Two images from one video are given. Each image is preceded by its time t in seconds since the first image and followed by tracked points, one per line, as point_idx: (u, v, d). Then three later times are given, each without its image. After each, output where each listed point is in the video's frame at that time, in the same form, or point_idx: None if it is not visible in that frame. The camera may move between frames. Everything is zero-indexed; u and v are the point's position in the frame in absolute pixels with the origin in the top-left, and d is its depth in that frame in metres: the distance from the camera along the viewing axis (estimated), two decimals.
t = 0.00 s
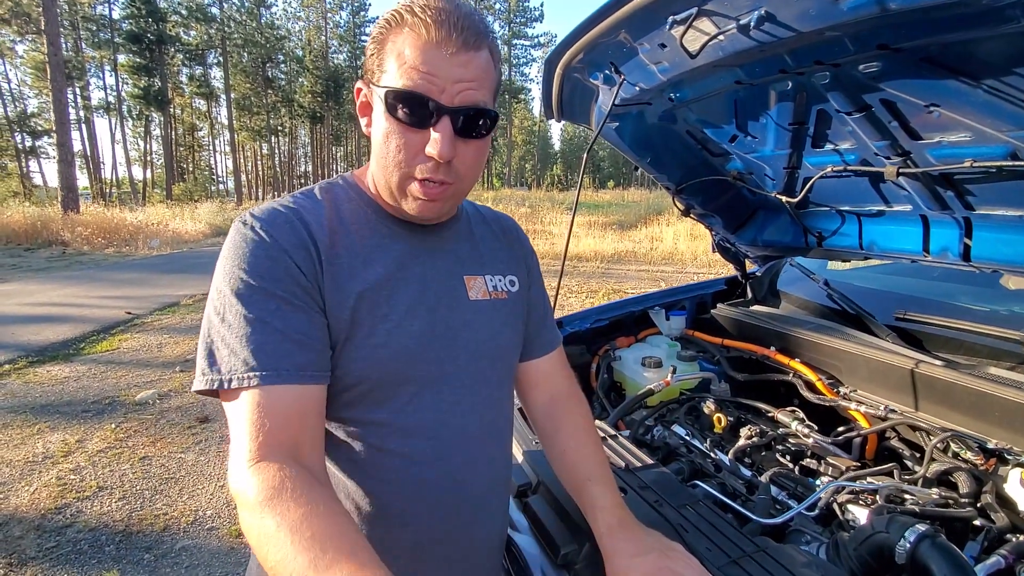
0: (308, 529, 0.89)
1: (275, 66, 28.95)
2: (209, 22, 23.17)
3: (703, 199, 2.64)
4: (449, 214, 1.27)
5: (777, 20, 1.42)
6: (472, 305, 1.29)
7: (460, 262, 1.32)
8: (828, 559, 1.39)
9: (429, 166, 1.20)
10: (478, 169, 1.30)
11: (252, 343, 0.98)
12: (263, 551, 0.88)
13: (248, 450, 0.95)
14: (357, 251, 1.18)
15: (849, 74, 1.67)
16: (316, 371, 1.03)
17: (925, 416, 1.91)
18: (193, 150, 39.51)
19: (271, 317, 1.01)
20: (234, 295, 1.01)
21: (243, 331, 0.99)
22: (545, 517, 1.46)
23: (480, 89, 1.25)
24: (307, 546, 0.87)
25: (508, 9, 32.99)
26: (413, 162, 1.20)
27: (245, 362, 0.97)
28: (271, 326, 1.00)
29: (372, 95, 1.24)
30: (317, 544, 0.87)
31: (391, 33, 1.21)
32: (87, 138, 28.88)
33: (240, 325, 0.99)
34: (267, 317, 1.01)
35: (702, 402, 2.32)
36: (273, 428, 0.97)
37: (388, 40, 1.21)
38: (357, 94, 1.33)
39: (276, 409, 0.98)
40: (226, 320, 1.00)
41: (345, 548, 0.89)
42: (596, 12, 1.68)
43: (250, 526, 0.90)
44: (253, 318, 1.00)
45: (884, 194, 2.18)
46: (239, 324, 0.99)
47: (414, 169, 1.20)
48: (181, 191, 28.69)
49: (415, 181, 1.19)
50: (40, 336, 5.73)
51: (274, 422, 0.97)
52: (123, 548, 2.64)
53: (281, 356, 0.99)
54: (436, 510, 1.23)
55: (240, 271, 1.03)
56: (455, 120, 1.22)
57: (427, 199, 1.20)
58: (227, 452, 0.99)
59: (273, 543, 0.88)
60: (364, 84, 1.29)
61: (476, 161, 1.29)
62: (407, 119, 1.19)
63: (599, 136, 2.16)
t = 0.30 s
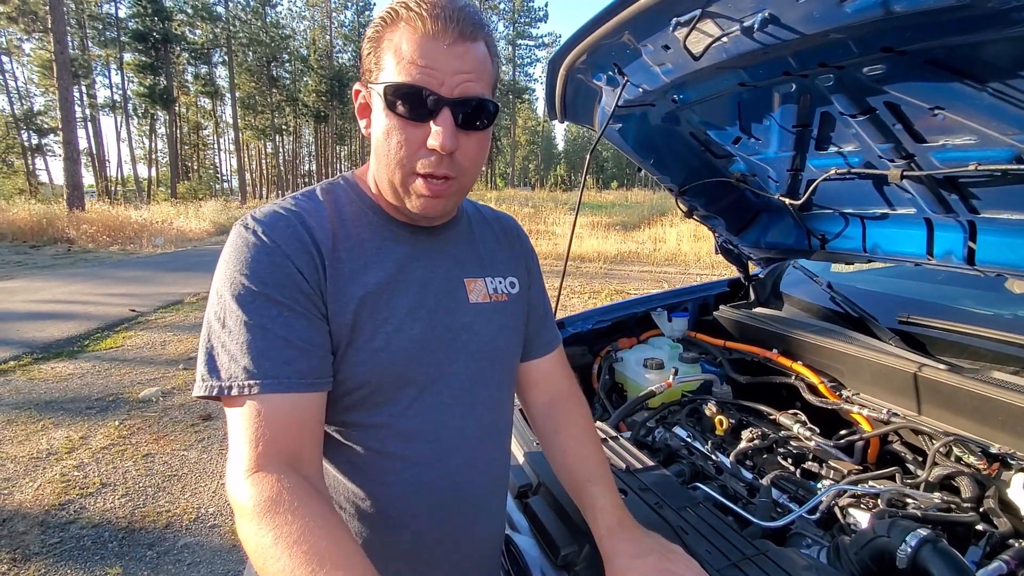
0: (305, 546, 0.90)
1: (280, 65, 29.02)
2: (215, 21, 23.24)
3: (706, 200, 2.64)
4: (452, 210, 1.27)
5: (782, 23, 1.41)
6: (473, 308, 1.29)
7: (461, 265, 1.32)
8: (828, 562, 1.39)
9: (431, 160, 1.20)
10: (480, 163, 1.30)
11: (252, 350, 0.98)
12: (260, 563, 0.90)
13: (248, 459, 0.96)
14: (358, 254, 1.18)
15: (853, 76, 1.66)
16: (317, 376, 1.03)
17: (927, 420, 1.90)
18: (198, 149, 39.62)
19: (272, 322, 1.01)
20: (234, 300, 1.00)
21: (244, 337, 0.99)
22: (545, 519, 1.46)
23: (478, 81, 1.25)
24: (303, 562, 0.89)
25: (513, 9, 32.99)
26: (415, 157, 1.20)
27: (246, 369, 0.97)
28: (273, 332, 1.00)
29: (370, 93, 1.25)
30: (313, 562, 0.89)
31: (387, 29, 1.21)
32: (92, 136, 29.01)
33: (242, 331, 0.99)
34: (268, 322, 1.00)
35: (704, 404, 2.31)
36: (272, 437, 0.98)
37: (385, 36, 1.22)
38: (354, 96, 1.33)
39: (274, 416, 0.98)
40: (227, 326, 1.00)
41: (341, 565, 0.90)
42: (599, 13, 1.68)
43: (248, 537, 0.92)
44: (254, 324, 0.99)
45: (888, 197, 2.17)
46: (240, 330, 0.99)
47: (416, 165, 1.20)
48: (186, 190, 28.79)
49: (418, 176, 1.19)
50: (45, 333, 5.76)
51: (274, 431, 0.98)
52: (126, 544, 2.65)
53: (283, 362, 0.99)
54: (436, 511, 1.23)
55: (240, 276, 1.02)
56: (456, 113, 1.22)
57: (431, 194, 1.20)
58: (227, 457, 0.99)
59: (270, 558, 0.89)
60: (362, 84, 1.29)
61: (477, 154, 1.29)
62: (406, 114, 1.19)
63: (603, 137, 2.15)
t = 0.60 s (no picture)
0: (306, 527, 0.90)
1: (284, 64, 29.07)
2: (220, 20, 23.28)
3: (710, 200, 2.63)
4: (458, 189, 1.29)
5: (787, 22, 1.41)
6: (468, 300, 1.29)
7: (454, 257, 1.31)
8: (830, 563, 1.39)
9: (443, 137, 1.22)
10: (478, 144, 1.34)
11: (243, 349, 0.99)
12: (260, 547, 0.90)
13: (243, 452, 0.97)
14: (349, 249, 1.18)
15: (858, 76, 1.66)
16: (309, 372, 1.04)
17: (931, 422, 1.90)
18: (202, 147, 39.73)
19: (262, 321, 1.02)
20: (224, 301, 1.02)
21: (234, 338, 1.00)
22: (547, 518, 1.46)
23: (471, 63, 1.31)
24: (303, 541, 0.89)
25: (517, 8, 32.97)
26: (426, 137, 1.21)
27: (236, 368, 0.98)
28: (262, 330, 1.01)
29: (365, 81, 1.24)
30: (313, 538, 0.89)
31: (379, 17, 1.24)
32: (98, 134, 29.13)
33: (231, 331, 1.00)
34: (257, 321, 1.01)
35: (706, 404, 2.31)
36: (267, 429, 0.99)
37: (378, 23, 1.24)
38: (339, 89, 1.31)
39: (268, 411, 0.99)
40: (218, 327, 1.01)
41: (342, 540, 0.91)
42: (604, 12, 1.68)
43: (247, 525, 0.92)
44: (244, 325, 1.00)
45: (892, 197, 2.17)
46: (230, 331, 1.00)
47: (428, 144, 1.21)
48: (190, 188, 28.88)
49: (433, 154, 1.21)
50: (50, 330, 5.79)
51: (268, 423, 0.99)
52: (129, 540, 2.67)
53: (272, 360, 1.00)
54: (438, 509, 1.23)
55: (229, 278, 1.03)
56: (461, 92, 1.26)
57: (447, 170, 1.23)
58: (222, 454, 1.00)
59: (271, 543, 0.90)
60: (350, 76, 1.28)
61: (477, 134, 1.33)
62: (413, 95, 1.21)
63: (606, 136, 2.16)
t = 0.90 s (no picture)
0: (296, 474, 0.88)
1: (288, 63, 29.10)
2: (224, 19, 23.30)
3: (712, 201, 2.63)
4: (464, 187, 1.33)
5: (789, 23, 1.41)
6: (467, 296, 1.29)
7: (451, 255, 1.33)
8: (831, 565, 1.38)
9: (454, 137, 1.25)
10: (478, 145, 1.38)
11: (229, 343, 1.00)
12: (252, 505, 0.87)
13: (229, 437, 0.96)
14: (342, 246, 1.20)
15: (861, 77, 1.65)
16: (297, 366, 1.05)
17: (934, 423, 1.89)
18: (206, 146, 39.84)
19: (249, 316, 1.03)
20: (214, 297, 1.04)
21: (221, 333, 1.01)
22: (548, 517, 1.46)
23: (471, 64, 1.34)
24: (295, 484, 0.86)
25: (521, 8, 32.94)
26: (437, 136, 1.23)
27: (223, 361, 0.99)
28: (249, 325, 1.02)
29: (370, 81, 1.25)
30: (303, 479, 0.87)
31: (383, 17, 1.26)
32: (102, 133, 29.23)
33: (219, 326, 1.02)
34: (245, 316, 1.03)
35: (708, 405, 2.31)
36: (254, 413, 0.98)
37: (383, 24, 1.25)
38: (338, 89, 1.30)
39: (255, 397, 0.99)
40: (207, 322, 1.03)
41: (332, 476, 0.88)
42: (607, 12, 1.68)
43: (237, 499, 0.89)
44: (232, 320, 1.02)
45: (895, 198, 2.16)
46: (219, 326, 1.02)
47: (441, 143, 1.24)
48: (195, 187, 28.97)
49: (444, 153, 1.24)
50: (55, 328, 5.82)
51: (254, 410, 0.98)
52: (132, 537, 2.68)
53: (258, 354, 1.01)
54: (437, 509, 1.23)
55: (220, 275, 1.06)
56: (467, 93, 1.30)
57: (457, 168, 1.26)
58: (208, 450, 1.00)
59: (264, 503, 0.86)
60: (351, 77, 1.28)
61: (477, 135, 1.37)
62: (423, 95, 1.22)
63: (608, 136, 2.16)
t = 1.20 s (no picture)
0: (334, 420, 0.91)
1: (291, 62, 29.10)
2: (227, 18, 23.31)
3: (714, 200, 2.62)
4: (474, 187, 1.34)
5: (792, 22, 1.40)
6: (475, 291, 1.30)
7: (459, 249, 1.34)
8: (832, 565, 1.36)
9: (471, 137, 1.25)
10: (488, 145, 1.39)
11: (251, 323, 0.96)
12: (299, 455, 0.87)
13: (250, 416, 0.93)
14: (360, 233, 1.19)
15: (864, 77, 1.65)
16: (319, 351, 1.01)
17: (936, 424, 1.89)
18: (209, 146, 39.87)
19: (273, 297, 0.99)
20: (235, 274, 0.99)
21: (241, 313, 0.96)
22: (549, 518, 1.46)
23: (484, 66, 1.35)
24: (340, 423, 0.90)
25: (524, 7, 32.91)
26: (454, 135, 1.23)
27: (246, 343, 0.94)
28: (272, 306, 0.98)
29: (388, 77, 1.23)
30: (345, 422, 0.90)
31: (403, 15, 1.25)
32: (105, 131, 29.27)
33: (241, 306, 0.97)
34: (268, 297, 0.98)
35: (709, 405, 2.31)
36: (277, 397, 0.94)
37: (404, 22, 1.24)
38: (353, 85, 1.27)
39: (278, 382, 0.95)
40: (226, 300, 0.97)
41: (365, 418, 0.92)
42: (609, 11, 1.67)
43: (273, 464, 0.88)
44: (254, 299, 0.97)
45: (898, 199, 2.16)
46: (239, 305, 0.97)
47: (459, 143, 1.24)
48: (197, 186, 29.03)
49: (460, 153, 1.24)
50: (57, 326, 5.82)
51: (276, 392, 0.94)
52: (134, 535, 2.68)
53: (281, 336, 0.97)
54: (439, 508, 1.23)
55: (240, 251, 1.00)
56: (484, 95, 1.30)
57: (471, 168, 1.27)
58: (222, 434, 0.96)
59: (311, 456, 0.87)
60: (367, 72, 1.25)
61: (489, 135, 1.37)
62: (442, 94, 1.22)
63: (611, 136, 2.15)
